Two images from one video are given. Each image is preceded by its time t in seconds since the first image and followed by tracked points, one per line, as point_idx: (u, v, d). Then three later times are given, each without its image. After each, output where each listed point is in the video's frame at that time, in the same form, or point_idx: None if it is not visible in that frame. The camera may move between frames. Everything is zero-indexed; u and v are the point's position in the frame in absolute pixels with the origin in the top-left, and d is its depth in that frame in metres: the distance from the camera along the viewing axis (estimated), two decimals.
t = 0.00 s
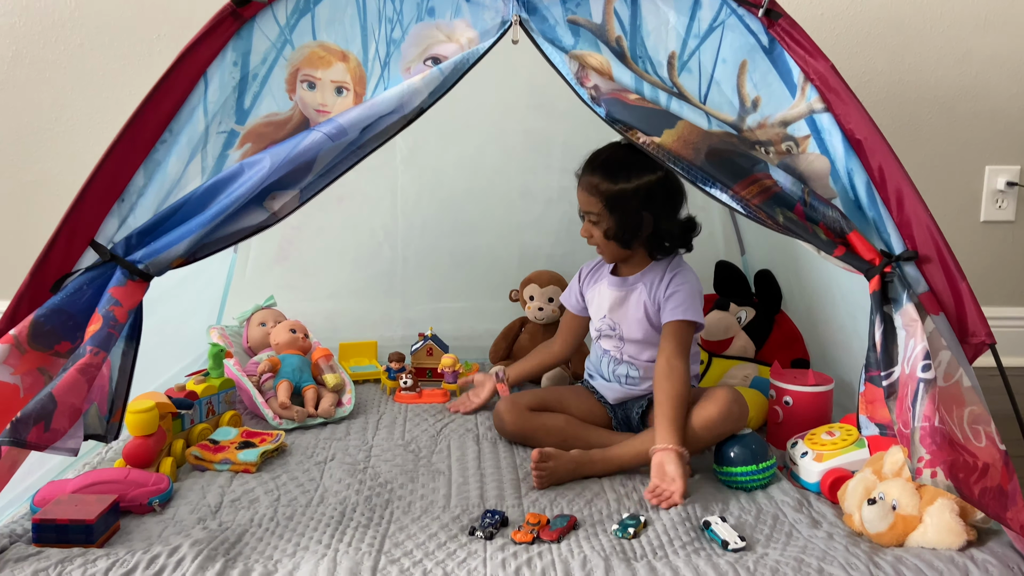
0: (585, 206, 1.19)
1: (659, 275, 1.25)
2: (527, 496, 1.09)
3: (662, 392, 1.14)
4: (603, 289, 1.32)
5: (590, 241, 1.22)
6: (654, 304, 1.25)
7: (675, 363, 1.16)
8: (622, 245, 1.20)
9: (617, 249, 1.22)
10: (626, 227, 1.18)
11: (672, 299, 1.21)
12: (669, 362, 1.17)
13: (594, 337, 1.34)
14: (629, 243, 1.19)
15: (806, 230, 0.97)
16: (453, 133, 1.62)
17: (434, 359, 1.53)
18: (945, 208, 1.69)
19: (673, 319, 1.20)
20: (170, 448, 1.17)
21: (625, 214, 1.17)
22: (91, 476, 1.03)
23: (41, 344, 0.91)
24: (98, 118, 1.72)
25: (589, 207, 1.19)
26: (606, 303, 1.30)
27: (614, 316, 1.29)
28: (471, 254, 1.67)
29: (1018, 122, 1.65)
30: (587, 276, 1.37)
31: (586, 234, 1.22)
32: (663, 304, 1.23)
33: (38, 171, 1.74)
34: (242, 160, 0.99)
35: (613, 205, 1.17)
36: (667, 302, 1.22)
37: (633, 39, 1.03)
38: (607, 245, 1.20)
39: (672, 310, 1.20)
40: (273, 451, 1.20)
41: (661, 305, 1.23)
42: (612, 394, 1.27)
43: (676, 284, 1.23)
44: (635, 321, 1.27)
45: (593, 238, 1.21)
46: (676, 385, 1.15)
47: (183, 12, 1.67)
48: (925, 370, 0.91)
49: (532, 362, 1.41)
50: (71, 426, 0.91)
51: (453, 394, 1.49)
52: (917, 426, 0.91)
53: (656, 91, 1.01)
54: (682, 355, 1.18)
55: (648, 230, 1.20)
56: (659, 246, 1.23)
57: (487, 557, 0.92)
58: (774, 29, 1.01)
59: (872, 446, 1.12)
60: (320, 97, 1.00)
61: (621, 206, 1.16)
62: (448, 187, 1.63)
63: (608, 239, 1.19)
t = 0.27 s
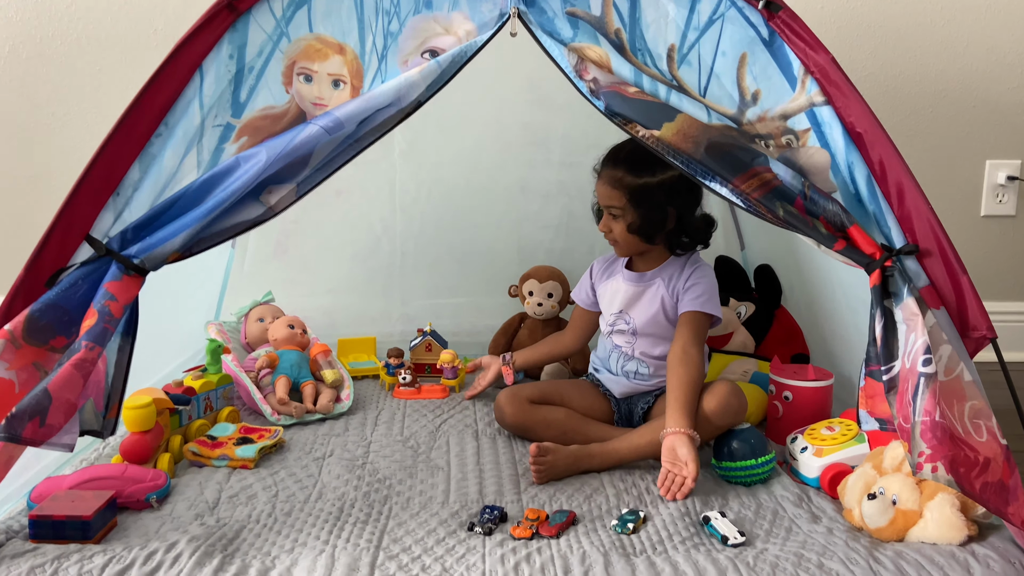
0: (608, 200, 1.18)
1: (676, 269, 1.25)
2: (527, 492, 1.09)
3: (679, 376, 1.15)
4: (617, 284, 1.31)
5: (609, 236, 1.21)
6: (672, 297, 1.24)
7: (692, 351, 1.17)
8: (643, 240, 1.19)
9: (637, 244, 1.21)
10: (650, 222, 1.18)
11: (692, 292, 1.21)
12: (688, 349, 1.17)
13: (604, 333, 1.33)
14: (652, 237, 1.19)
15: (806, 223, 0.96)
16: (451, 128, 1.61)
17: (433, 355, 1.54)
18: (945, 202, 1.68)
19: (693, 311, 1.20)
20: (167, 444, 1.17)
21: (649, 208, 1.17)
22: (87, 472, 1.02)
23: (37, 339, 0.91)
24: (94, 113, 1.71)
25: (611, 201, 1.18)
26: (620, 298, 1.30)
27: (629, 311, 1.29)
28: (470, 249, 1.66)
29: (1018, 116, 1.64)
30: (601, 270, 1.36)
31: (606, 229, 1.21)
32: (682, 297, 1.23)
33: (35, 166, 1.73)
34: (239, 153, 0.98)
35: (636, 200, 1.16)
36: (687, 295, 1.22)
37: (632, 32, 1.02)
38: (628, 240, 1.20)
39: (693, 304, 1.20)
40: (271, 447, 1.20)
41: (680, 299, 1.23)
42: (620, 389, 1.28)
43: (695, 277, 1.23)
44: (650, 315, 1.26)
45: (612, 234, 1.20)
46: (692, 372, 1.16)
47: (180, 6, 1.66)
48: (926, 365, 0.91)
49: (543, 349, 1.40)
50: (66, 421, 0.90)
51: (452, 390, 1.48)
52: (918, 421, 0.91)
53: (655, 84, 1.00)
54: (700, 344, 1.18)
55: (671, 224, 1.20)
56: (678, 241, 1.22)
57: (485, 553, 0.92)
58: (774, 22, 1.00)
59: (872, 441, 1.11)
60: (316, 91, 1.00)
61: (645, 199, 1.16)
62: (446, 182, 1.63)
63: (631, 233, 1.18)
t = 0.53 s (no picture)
0: (622, 195, 1.17)
1: (682, 265, 1.26)
2: (526, 488, 1.09)
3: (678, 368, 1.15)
4: (623, 280, 1.31)
5: (620, 231, 1.21)
6: (679, 293, 1.25)
7: (693, 343, 1.17)
8: (655, 236, 1.20)
9: (648, 241, 1.21)
10: (663, 219, 1.18)
11: (698, 287, 1.22)
12: (688, 341, 1.17)
13: (608, 329, 1.33)
14: (665, 233, 1.19)
15: (805, 219, 0.96)
16: (451, 124, 1.61)
17: (433, 351, 1.53)
18: (945, 198, 1.68)
19: (697, 306, 1.20)
20: (167, 441, 1.17)
21: (663, 205, 1.17)
22: (87, 470, 1.03)
23: (36, 336, 0.91)
24: (94, 110, 1.71)
25: (624, 196, 1.18)
26: (626, 294, 1.30)
27: (634, 307, 1.29)
28: (470, 246, 1.66)
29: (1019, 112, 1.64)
30: (606, 266, 1.36)
31: (617, 224, 1.21)
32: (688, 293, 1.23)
33: (34, 163, 1.73)
34: (237, 150, 0.98)
35: (651, 196, 1.17)
36: (693, 290, 1.22)
37: (631, 28, 1.02)
38: (640, 235, 1.20)
39: (698, 298, 1.21)
40: (271, 444, 1.20)
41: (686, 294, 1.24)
42: (620, 383, 1.28)
43: (703, 273, 1.23)
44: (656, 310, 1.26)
45: (625, 229, 1.20)
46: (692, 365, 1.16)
47: (179, 3, 1.66)
48: (927, 360, 0.90)
49: (548, 347, 1.40)
50: (66, 418, 0.90)
51: (452, 386, 1.48)
52: (920, 416, 0.90)
53: (655, 80, 1.00)
54: (701, 337, 1.19)
55: (685, 221, 1.21)
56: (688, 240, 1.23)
57: (485, 549, 0.92)
58: (774, 18, 1.00)
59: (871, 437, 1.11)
60: (315, 87, 1.00)
61: (660, 196, 1.17)
62: (446, 179, 1.63)
63: (646, 229, 1.19)
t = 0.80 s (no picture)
0: (630, 190, 1.19)
1: (684, 262, 1.26)
2: (528, 484, 1.09)
3: (677, 363, 1.15)
4: (625, 276, 1.32)
5: (625, 228, 1.22)
6: (680, 290, 1.25)
7: (693, 339, 1.17)
8: (662, 232, 1.21)
9: (654, 236, 1.21)
10: (671, 214, 1.19)
11: (700, 284, 1.22)
12: (687, 337, 1.18)
13: (611, 325, 1.33)
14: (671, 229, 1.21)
15: (807, 216, 0.96)
16: (452, 121, 1.61)
17: (434, 348, 1.54)
18: (946, 194, 1.68)
19: (699, 303, 1.21)
20: (169, 437, 1.17)
21: (671, 200, 1.19)
22: (90, 466, 1.03)
23: (40, 334, 0.91)
24: (94, 107, 1.71)
25: (632, 191, 1.19)
26: (627, 291, 1.30)
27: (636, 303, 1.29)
28: (471, 242, 1.66)
29: (1020, 108, 1.64)
30: (608, 263, 1.36)
31: (621, 221, 1.22)
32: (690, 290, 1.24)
33: (35, 160, 1.73)
34: (240, 147, 0.98)
35: (659, 191, 1.18)
36: (694, 287, 1.23)
37: (633, 24, 1.02)
38: (646, 231, 1.20)
39: (700, 296, 1.21)
40: (274, 440, 1.20)
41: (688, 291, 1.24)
42: (620, 378, 1.28)
43: (706, 270, 1.24)
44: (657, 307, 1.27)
45: (630, 225, 1.21)
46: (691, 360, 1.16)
47: None
48: (929, 356, 0.91)
49: (552, 346, 1.40)
50: (69, 415, 0.91)
51: (453, 383, 1.49)
52: (921, 412, 0.91)
53: (656, 76, 1.00)
54: (702, 333, 1.19)
55: (692, 217, 1.21)
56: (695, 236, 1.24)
57: (488, 545, 0.92)
58: (775, 14, 1.00)
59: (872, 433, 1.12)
60: (318, 83, 1.00)
61: (667, 191, 1.18)
62: (447, 176, 1.63)
63: (653, 224, 1.20)
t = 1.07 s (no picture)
0: (622, 186, 1.19)
1: (676, 258, 1.26)
2: (529, 481, 1.09)
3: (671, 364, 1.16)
4: (619, 274, 1.32)
5: (616, 225, 1.22)
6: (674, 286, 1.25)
7: (685, 340, 1.18)
8: (654, 228, 1.21)
9: (646, 234, 1.21)
10: (662, 211, 1.19)
11: (692, 279, 1.22)
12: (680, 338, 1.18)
13: (608, 323, 1.34)
14: (664, 226, 1.20)
15: (807, 212, 0.96)
16: (453, 119, 1.60)
17: (435, 345, 1.54)
18: (947, 191, 1.68)
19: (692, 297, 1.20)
20: (171, 435, 1.17)
21: (664, 196, 1.19)
22: (92, 463, 1.03)
23: (41, 331, 0.91)
24: (95, 105, 1.71)
25: (624, 187, 1.19)
26: (622, 289, 1.30)
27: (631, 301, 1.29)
28: (471, 239, 1.66)
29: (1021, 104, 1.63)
30: (604, 260, 1.36)
31: (613, 218, 1.22)
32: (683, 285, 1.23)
33: (36, 158, 1.73)
34: (240, 144, 0.98)
35: (652, 187, 1.18)
36: (687, 282, 1.22)
37: (633, 21, 1.02)
38: (637, 228, 1.20)
39: (692, 290, 1.21)
40: (274, 438, 1.20)
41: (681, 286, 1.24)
42: (624, 373, 1.28)
43: (699, 264, 1.23)
44: (652, 304, 1.27)
45: (622, 221, 1.21)
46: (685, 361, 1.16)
47: None
48: (929, 353, 0.91)
49: (558, 348, 1.41)
50: (70, 412, 0.91)
51: (454, 380, 1.49)
52: (921, 409, 0.92)
53: (656, 73, 1.00)
54: (696, 333, 1.19)
55: (684, 215, 1.21)
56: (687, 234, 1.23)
57: (488, 541, 0.92)
58: (775, 11, 1.00)
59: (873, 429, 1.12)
60: (317, 81, 1.00)
61: (660, 188, 1.18)
62: (447, 173, 1.63)
63: (645, 220, 1.19)
